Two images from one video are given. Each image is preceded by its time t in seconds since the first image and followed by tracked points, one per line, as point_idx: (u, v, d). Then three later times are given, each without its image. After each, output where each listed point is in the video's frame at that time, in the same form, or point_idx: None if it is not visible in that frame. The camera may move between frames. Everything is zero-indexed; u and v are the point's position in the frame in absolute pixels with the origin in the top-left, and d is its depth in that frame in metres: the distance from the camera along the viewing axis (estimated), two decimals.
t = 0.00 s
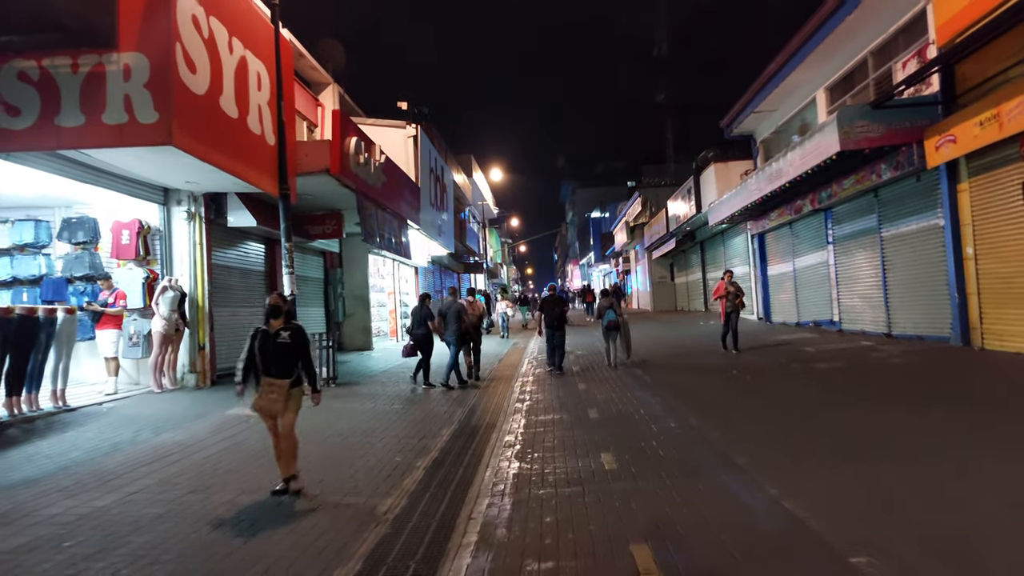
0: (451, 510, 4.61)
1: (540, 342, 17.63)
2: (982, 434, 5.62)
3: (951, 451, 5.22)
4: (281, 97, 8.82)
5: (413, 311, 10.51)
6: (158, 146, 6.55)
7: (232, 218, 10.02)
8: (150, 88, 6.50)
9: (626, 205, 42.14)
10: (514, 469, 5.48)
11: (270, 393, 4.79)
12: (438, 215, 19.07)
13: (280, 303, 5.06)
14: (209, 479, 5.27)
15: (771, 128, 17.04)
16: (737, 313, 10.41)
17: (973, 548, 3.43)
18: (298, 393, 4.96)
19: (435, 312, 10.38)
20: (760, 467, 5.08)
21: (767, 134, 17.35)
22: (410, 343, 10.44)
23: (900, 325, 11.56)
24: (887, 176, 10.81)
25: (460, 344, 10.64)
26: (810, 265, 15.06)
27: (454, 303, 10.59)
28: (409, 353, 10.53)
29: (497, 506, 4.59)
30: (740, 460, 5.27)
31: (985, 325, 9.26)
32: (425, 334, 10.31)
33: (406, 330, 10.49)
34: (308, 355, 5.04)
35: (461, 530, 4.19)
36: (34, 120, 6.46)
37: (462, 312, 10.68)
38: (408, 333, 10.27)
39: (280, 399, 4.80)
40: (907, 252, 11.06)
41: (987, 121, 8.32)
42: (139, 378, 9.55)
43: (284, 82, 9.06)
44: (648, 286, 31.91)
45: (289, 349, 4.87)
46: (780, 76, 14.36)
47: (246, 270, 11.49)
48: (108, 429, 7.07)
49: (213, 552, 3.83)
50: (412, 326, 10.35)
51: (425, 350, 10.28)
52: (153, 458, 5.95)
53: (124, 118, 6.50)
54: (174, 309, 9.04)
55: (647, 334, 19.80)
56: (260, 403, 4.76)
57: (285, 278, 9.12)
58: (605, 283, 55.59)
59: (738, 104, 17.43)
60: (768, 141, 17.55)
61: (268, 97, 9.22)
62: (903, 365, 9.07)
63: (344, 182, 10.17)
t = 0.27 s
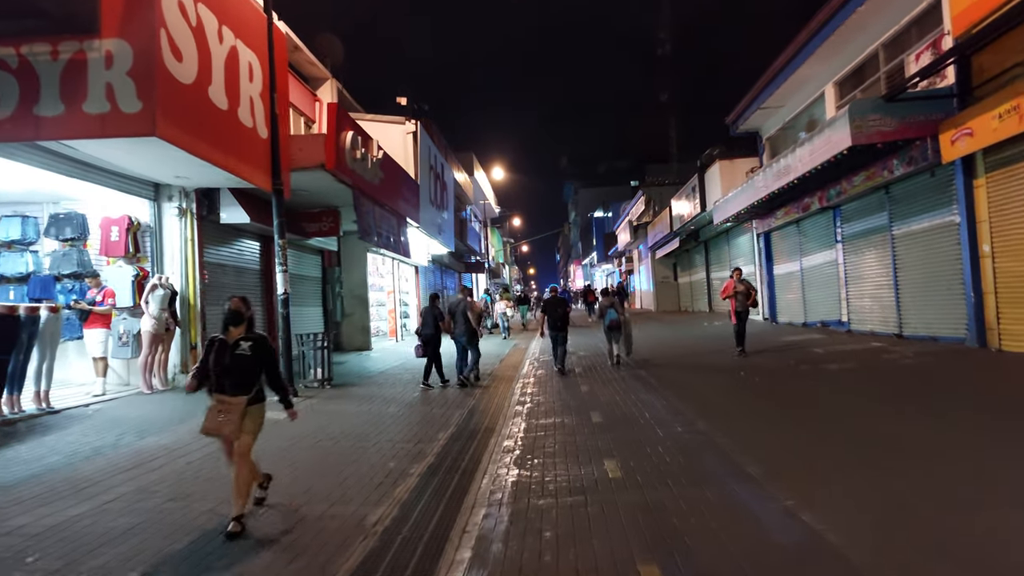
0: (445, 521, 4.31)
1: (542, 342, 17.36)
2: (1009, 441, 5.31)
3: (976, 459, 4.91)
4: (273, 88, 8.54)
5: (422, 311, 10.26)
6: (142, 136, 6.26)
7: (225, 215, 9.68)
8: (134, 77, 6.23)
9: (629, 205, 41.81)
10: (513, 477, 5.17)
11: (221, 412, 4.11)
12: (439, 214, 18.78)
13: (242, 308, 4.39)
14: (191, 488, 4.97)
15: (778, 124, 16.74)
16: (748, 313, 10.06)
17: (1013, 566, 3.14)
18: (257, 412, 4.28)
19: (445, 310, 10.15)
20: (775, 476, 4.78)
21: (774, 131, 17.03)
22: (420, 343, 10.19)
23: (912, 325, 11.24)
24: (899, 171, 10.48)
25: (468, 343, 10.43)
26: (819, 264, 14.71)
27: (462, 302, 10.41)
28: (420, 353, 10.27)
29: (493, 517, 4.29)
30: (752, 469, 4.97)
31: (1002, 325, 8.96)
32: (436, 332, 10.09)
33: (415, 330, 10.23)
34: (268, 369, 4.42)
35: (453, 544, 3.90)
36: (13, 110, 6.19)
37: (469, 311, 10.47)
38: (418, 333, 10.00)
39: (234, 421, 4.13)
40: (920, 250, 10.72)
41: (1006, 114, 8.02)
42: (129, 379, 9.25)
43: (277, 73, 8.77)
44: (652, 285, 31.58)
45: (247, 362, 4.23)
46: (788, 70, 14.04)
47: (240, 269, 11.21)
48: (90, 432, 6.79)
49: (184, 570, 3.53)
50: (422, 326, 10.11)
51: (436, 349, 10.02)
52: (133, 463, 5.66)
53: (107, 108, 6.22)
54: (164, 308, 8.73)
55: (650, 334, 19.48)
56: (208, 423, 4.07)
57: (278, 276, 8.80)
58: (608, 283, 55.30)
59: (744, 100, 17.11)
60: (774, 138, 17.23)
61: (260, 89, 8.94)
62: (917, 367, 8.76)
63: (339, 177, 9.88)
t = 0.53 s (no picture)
0: (436, 538, 4.02)
1: (542, 344, 17.09)
2: None
3: (1005, 474, 4.61)
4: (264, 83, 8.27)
5: (432, 310, 10.50)
6: (122, 130, 5.99)
7: (215, 214, 9.50)
8: (114, 69, 5.96)
9: (632, 205, 41.53)
10: (510, 490, 4.88)
11: (168, 426, 3.55)
12: (439, 214, 18.50)
13: (179, 305, 3.82)
14: (168, 500, 4.68)
15: (783, 122, 16.44)
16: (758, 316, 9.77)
17: None
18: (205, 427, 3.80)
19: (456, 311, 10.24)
20: (791, 493, 4.47)
21: (779, 129, 16.72)
22: (428, 342, 10.40)
23: (922, 327, 10.94)
24: (910, 169, 10.18)
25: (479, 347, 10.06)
26: (826, 264, 14.38)
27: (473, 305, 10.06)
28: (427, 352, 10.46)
29: (486, 535, 4.00)
30: (767, 485, 4.66)
31: (1018, 327, 8.66)
32: (445, 331, 10.30)
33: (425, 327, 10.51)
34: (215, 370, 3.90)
35: (443, 566, 3.61)
36: None
37: (482, 315, 10.05)
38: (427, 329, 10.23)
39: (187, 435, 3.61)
40: (932, 249, 10.41)
41: None
42: (117, 383, 9.00)
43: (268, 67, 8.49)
44: (655, 285, 31.29)
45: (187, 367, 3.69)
46: (794, 66, 13.73)
47: (233, 269, 10.94)
48: (70, 439, 6.51)
49: None
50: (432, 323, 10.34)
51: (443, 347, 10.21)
52: (111, 474, 5.38)
53: (86, 102, 5.96)
54: (152, 310, 8.41)
55: (653, 335, 19.19)
56: (151, 442, 3.50)
57: (269, 277, 8.49)
58: (610, 283, 55.02)
59: (749, 97, 16.80)
60: (779, 136, 16.94)
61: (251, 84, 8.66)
62: (931, 371, 8.46)
63: (333, 176, 9.62)
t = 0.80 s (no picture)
0: (421, 561, 3.69)
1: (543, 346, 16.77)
2: None
3: None
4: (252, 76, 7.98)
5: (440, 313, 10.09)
6: (96, 122, 5.69)
7: (204, 212, 9.09)
8: (89, 58, 5.67)
9: (634, 205, 41.19)
10: (504, 504, 4.56)
11: (34, 473, 2.98)
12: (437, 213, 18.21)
13: (75, 315, 3.23)
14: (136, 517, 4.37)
15: (788, 119, 16.12)
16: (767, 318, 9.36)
17: None
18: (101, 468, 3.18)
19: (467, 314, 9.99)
20: (805, 507, 4.14)
21: (784, 126, 16.38)
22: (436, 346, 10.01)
23: (934, 328, 10.59)
24: (922, 165, 9.84)
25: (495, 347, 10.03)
26: (833, 264, 14.04)
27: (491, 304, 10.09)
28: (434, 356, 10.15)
29: (476, 557, 3.67)
30: (779, 497, 4.34)
31: None
32: (453, 335, 9.96)
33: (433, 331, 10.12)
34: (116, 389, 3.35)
35: None
36: None
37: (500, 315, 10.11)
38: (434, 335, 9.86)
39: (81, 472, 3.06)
40: (944, 248, 10.08)
41: None
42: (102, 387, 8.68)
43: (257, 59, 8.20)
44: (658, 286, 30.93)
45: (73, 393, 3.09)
46: (800, 61, 13.41)
47: (223, 269, 10.65)
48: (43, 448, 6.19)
49: None
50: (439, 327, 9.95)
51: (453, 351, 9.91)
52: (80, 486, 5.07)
53: (59, 92, 5.67)
54: (136, 310, 8.17)
55: (656, 337, 18.84)
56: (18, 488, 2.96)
57: (257, 276, 8.18)
58: (612, 284, 54.67)
59: (753, 94, 16.49)
60: (784, 134, 16.61)
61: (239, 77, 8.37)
62: (946, 374, 8.12)
63: (326, 173, 9.31)
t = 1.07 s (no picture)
0: None
1: (544, 347, 16.50)
2: None
3: None
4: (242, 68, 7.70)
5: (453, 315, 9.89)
6: (70, 116, 5.41)
7: (193, 209, 8.78)
8: (63, 47, 5.39)
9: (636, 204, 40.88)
10: (499, 521, 4.27)
11: None
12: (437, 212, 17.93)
13: None
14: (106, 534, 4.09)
15: (794, 115, 15.80)
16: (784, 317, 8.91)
17: None
18: None
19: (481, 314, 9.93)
20: (824, 527, 3.85)
21: (790, 122, 16.06)
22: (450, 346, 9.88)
23: (946, 329, 10.28)
24: (935, 161, 9.53)
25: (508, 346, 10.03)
26: (841, 263, 13.72)
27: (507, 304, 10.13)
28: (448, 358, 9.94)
29: None
30: (795, 515, 4.05)
31: None
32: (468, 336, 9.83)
33: (447, 334, 9.90)
34: None
35: None
36: None
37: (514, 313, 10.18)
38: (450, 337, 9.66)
39: None
40: (957, 247, 9.77)
41: None
42: (88, 391, 8.39)
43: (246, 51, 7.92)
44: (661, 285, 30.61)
45: None
46: (807, 56, 13.10)
47: (215, 269, 10.37)
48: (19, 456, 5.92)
49: None
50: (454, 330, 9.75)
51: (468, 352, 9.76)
52: (52, 499, 4.79)
53: (33, 84, 5.39)
54: (122, 312, 7.87)
55: (659, 337, 18.54)
56: None
57: (247, 276, 7.89)
58: (615, 283, 54.35)
59: (759, 90, 16.17)
60: (790, 130, 16.30)
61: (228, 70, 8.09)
62: (962, 378, 7.81)
63: (320, 170, 9.04)
